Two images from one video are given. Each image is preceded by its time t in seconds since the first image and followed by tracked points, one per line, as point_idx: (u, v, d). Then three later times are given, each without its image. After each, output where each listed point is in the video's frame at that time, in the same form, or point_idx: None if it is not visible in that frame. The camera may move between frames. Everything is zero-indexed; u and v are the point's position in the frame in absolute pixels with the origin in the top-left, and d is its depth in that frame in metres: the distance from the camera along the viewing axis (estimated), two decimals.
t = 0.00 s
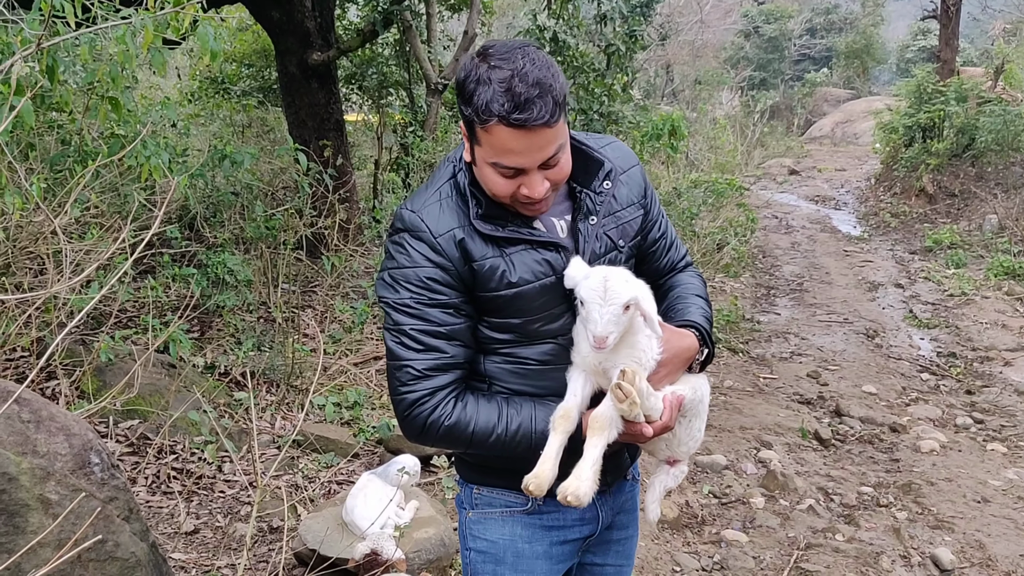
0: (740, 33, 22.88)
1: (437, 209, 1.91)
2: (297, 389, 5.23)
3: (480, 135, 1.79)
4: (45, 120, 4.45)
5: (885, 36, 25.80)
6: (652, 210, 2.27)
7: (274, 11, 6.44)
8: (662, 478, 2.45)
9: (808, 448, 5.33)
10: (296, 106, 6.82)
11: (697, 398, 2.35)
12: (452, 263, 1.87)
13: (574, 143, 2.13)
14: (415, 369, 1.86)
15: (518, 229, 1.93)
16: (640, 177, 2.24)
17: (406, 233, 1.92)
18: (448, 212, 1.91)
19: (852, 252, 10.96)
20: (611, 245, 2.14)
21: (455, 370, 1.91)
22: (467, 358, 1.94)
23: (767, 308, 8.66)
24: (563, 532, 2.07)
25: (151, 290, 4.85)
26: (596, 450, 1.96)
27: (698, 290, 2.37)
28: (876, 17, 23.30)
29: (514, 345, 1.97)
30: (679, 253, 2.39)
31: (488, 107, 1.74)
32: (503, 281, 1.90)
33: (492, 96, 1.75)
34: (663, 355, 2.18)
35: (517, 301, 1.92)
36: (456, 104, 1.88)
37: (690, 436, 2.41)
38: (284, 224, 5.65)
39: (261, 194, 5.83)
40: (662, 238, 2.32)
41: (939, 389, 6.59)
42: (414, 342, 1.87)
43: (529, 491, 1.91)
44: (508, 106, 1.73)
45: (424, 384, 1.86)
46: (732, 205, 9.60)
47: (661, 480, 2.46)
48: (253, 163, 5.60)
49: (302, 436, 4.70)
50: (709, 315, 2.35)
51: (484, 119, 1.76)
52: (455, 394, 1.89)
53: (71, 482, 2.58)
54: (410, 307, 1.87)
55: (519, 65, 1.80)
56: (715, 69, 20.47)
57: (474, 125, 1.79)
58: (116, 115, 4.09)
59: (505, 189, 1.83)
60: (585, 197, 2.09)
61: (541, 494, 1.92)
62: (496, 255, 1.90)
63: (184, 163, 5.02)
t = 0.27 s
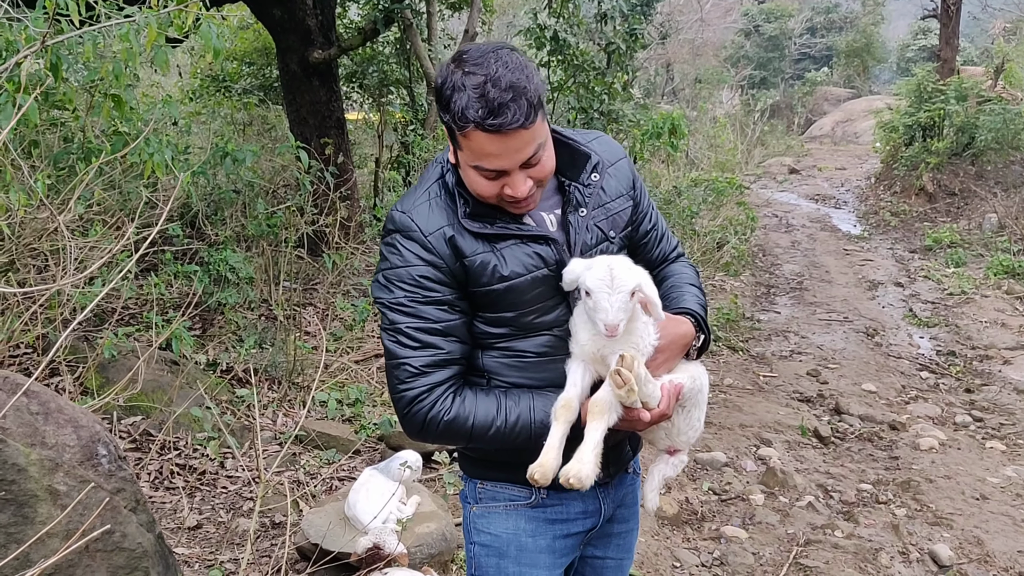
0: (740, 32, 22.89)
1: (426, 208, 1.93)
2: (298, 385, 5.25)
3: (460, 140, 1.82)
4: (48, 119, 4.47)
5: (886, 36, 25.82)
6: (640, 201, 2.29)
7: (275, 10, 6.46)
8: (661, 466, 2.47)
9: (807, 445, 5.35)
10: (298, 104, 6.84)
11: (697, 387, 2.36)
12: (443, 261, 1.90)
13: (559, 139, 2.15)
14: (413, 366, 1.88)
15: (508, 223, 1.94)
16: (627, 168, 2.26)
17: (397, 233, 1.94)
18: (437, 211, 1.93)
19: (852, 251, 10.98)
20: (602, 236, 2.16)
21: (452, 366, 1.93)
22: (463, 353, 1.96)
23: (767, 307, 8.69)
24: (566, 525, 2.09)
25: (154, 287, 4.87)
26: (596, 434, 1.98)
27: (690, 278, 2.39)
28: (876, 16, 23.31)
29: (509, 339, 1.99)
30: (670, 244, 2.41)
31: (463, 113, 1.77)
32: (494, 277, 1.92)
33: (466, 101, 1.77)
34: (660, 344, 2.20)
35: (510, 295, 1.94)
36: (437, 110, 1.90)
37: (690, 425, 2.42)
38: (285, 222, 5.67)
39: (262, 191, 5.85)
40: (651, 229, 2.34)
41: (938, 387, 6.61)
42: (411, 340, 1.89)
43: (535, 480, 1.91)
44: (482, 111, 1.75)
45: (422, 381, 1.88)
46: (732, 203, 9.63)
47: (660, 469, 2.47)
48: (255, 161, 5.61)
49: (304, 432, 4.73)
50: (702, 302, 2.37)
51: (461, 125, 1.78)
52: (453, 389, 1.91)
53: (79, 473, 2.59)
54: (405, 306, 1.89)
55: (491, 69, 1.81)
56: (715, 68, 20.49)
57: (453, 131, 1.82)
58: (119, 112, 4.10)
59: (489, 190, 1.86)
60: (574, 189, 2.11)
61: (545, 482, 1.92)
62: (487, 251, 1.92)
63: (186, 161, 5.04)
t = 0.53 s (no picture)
0: (740, 31, 22.89)
1: (417, 207, 1.96)
2: (300, 382, 5.28)
3: (445, 139, 1.84)
4: (51, 117, 4.49)
5: (886, 35, 25.83)
6: (626, 189, 2.32)
7: (277, 8, 6.48)
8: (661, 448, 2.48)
9: (806, 442, 5.37)
10: (299, 102, 6.86)
11: (696, 368, 2.38)
12: (437, 257, 1.92)
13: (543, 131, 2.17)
14: (414, 361, 1.90)
15: (499, 216, 1.98)
16: (611, 158, 2.28)
17: (390, 234, 1.96)
18: (428, 208, 1.96)
19: (851, 249, 11.00)
20: (591, 224, 2.19)
21: (452, 359, 1.95)
22: (462, 346, 1.98)
23: (767, 305, 8.71)
24: (568, 515, 2.11)
25: (156, 284, 4.90)
26: (598, 412, 1.98)
27: (678, 263, 2.42)
28: (876, 15, 23.32)
29: (506, 330, 2.02)
30: (656, 230, 2.45)
31: (443, 115, 1.79)
32: (489, 268, 1.94)
33: (447, 100, 1.78)
34: (658, 327, 2.21)
35: (505, 286, 1.97)
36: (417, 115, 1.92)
37: (688, 408, 2.44)
38: (287, 219, 5.69)
39: (264, 189, 5.87)
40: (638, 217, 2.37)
41: (937, 385, 6.64)
42: (410, 336, 1.91)
43: (542, 462, 1.92)
44: (463, 107, 1.77)
45: (424, 376, 1.90)
46: (732, 201, 9.65)
47: (659, 451, 2.48)
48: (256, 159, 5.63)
49: (305, 428, 4.75)
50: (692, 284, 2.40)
51: (444, 125, 1.80)
52: (454, 381, 1.93)
53: (86, 464, 2.62)
54: (402, 303, 1.91)
55: (466, 67, 1.84)
56: (715, 67, 20.50)
57: (437, 132, 1.84)
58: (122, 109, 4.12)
59: (478, 186, 1.89)
60: (562, 180, 2.13)
61: (552, 464, 1.92)
62: (481, 244, 1.95)
63: (188, 158, 5.07)
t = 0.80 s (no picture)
0: (740, 30, 22.86)
1: (410, 201, 1.98)
2: (300, 379, 5.30)
3: (436, 130, 1.86)
4: (53, 115, 4.51)
5: (886, 34, 25.81)
6: (610, 177, 2.35)
7: (277, 6, 6.50)
8: (654, 429, 2.52)
9: (805, 439, 5.39)
10: (299, 100, 6.88)
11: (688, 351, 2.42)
12: (434, 248, 1.94)
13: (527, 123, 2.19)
14: (416, 353, 1.92)
15: (492, 206, 2.00)
16: (596, 146, 2.31)
17: (385, 229, 1.98)
18: (422, 201, 1.98)
19: (851, 248, 11.01)
20: (580, 211, 2.22)
21: (453, 348, 1.97)
22: (462, 336, 2.00)
23: (766, 303, 8.73)
24: (566, 503, 2.14)
25: (157, 281, 4.92)
26: (600, 389, 2.06)
27: (664, 249, 2.46)
28: (876, 13, 23.31)
29: (504, 319, 2.04)
30: (641, 218, 2.48)
31: (434, 104, 1.82)
32: (486, 257, 1.97)
33: (436, 90, 1.82)
34: (653, 308, 2.27)
35: (501, 275, 1.99)
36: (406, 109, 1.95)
37: (682, 390, 2.48)
38: (287, 217, 5.73)
39: (264, 187, 5.89)
40: (623, 206, 2.40)
41: (936, 382, 6.65)
42: (411, 328, 1.93)
43: (550, 443, 1.97)
44: (453, 95, 1.81)
45: (427, 367, 1.91)
46: (732, 200, 9.67)
47: (653, 433, 2.53)
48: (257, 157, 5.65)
49: (305, 425, 4.77)
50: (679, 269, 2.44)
51: (435, 114, 1.83)
52: (456, 371, 1.94)
53: (90, 456, 2.63)
54: (401, 296, 1.93)
55: (452, 57, 1.87)
56: (715, 65, 20.49)
57: (428, 123, 1.87)
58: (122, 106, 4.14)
59: (471, 175, 1.92)
60: (550, 169, 2.16)
61: (560, 445, 1.97)
62: (476, 233, 1.97)
63: (189, 156, 5.08)
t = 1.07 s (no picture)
0: (741, 29, 22.85)
1: (403, 199, 1.99)
2: (298, 378, 5.32)
3: (430, 130, 1.88)
4: (51, 115, 4.54)
5: (886, 33, 25.80)
6: (594, 174, 2.38)
7: (275, 7, 6.52)
8: (644, 421, 2.55)
9: (801, 436, 5.41)
10: (298, 100, 6.90)
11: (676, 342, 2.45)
12: (428, 244, 1.96)
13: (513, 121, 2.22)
14: (412, 349, 1.93)
15: (484, 202, 2.03)
16: (579, 144, 2.34)
17: (378, 228, 1.99)
18: (414, 199, 2.00)
19: (850, 247, 11.02)
20: (568, 207, 2.24)
21: (448, 344, 1.98)
22: (456, 332, 2.02)
23: (764, 302, 8.74)
24: (560, 497, 2.17)
25: (156, 280, 4.94)
26: (595, 379, 2.08)
27: (647, 243, 2.50)
28: (876, 12, 23.30)
29: (497, 313, 2.06)
30: (624, 213, 2.51)
31: (428, 105, 1.83)
32: (480, 252, 1.99)
33: (430, 90, 1.83)
34: (641, 299, 2.30)
35: (495, 270, 2.01)
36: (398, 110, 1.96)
37: (671, 380, 2.50)
38: (286, 217, 5.75)
39: (263, 187, 5.92)
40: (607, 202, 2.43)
41: (933, 380, 6.67)
42: (406, 324, 1.94)
43: (549, 434, 1.99)
44: (448, 95, 1.82)
45: (423, 362, 1.92)
46: (730, 199, 9.68)
47: (643, 425, 2.55)
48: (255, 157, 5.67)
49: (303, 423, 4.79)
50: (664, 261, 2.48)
51: (429, 114, 1.84)
52: (453, 365, 1.96)
53: (86, 451, 2.66)
54: (397, 293, 1.94)
55: (445, 57, 1.88)
56: (715, 65, 20.50)
57: (421, 123, 1.88)
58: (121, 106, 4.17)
59: (464, 173, 1.94)
60: (537, 165, 2.19)
61: (558, 435, 2.00)
62: (469, 229, 1.99)
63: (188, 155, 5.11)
